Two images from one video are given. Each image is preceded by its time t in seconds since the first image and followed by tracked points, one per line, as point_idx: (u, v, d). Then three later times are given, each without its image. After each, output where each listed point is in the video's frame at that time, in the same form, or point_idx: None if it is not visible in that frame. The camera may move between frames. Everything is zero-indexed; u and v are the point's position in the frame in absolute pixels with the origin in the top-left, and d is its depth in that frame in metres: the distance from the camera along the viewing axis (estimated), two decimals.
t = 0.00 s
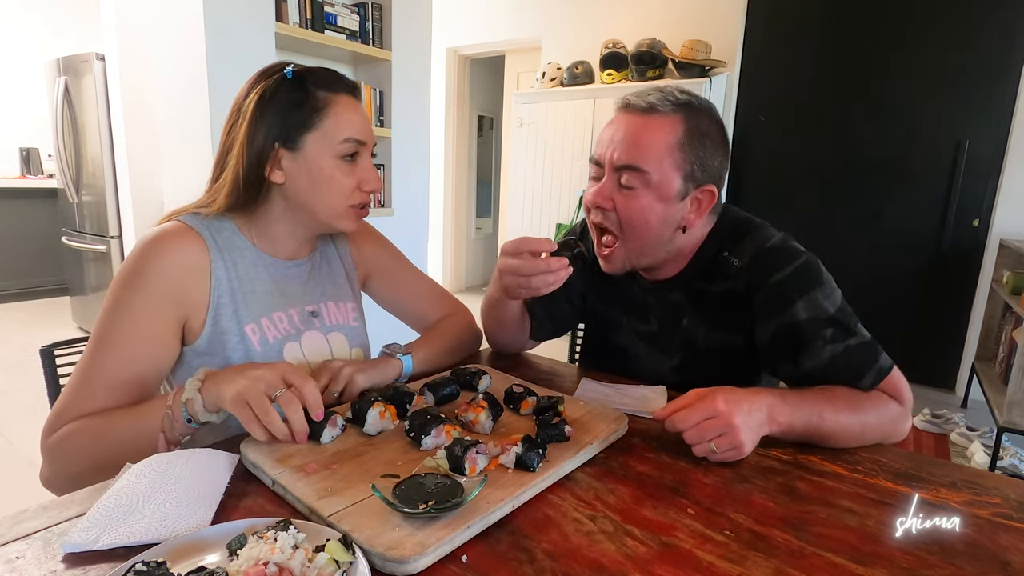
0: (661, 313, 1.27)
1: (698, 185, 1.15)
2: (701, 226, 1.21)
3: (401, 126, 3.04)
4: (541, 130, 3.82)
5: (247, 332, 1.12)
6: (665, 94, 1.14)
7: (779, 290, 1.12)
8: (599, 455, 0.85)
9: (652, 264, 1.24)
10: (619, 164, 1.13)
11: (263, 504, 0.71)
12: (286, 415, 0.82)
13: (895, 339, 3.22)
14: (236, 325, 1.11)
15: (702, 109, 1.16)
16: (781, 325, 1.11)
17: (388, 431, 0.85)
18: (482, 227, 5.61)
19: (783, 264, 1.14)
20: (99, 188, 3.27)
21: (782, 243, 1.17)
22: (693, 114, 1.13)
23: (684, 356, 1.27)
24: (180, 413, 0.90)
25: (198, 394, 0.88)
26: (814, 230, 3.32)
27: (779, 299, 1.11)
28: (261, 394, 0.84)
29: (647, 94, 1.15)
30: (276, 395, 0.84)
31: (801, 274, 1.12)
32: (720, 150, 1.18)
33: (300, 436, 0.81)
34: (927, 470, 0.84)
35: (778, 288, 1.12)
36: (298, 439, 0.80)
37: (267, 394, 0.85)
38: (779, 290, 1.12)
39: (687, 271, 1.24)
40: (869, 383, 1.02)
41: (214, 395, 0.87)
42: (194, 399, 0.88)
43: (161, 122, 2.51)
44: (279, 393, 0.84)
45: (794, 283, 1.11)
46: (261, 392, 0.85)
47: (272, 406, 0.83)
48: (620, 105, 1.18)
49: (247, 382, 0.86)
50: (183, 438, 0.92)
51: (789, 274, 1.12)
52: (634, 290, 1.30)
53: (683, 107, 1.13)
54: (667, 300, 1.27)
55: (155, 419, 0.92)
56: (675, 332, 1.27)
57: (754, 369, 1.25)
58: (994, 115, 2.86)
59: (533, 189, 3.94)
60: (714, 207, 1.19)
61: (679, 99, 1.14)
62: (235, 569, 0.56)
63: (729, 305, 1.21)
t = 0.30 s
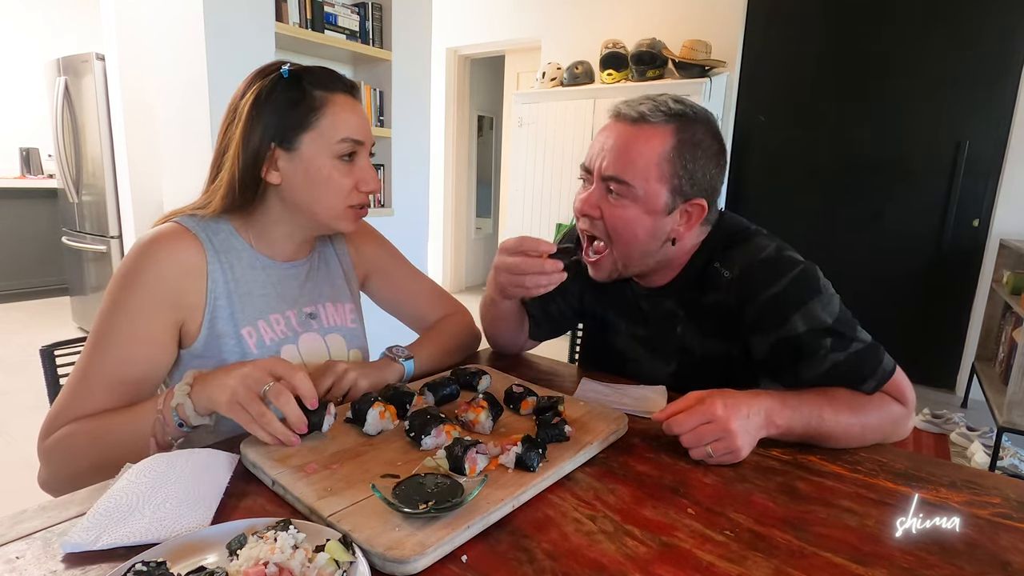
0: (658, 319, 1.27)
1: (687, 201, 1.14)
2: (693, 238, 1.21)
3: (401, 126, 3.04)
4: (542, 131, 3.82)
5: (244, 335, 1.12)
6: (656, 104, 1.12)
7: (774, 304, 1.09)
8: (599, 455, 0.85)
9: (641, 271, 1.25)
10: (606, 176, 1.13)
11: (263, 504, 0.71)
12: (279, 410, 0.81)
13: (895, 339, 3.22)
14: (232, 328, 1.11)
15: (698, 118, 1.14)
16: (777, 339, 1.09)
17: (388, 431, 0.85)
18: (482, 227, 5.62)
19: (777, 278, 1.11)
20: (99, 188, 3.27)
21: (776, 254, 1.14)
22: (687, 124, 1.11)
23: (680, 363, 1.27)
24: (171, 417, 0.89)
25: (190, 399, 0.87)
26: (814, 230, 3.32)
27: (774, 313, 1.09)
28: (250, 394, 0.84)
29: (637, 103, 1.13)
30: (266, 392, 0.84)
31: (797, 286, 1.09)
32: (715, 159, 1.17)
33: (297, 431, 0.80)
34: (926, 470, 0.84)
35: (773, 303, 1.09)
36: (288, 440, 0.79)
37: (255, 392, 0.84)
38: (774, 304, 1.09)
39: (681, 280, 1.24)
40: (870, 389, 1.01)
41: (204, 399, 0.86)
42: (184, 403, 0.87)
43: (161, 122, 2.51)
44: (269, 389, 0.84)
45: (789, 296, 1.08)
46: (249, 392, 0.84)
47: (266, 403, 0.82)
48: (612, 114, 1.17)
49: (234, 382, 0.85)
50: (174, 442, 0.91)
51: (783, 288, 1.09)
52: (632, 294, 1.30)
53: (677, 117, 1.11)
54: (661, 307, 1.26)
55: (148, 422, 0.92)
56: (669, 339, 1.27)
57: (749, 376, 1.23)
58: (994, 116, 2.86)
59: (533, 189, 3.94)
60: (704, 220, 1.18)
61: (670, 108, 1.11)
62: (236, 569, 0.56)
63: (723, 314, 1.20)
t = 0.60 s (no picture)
0: (659, 321, 1.27)
1: (692, 204, 1.14)
2: (699, 239, 1.20)
3: (401, 126, 3.04)
4: (542, 131, 3.82)
5: (241, 338, 1.12)
6: (646, 115, 1.11)
7: (775, 307, 1.09)
8: (598, 455, 0.85)
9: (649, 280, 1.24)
10: (604, 195, 1.11)
11: (263, 504, 0.71)
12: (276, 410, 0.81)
13: (895, 338, 3.22)
14: (229, 331, 1.11)
15: (689, 122, 1.13)
16: (779, 342, 1.09)
17: (388, 431, 0.85)
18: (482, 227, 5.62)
19: (778, 280, 1.11)
20: (99, 188, 3.27)
21: (777, 256, 1.14)
22: (679, 130, 1.10)
23: (680, 366, 1.27)
24: (164, 423, 0.89)
25: (182, 405, 0.87)
26: (814, 229, 3.32)
27: (776, 316, 1.09)
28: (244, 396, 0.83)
29: (626, 117, 1.11)
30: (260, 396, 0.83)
31: (798, 289, 1.09)
32: (711, 160, 1.17)
33: (297, 430, 0.80)
34: (926, 470, 0.84)
35: (774, 306, 1.09)
36: (283, 444, 0.78)
37: (250, 397, 0.84)
38: (775, 308, 1.09)
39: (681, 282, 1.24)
40: (873, 390, 1.01)
41: (197, 405, 0.86)
42: (177, 409, 0.87)
43: (162, 123, 2.51)
44: (264, 391, 0.83)
45: (790, 299, 1.08)
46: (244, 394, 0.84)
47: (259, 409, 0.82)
48: (602, 130, 1.15)
49: (227, 389, 0.85)
50: (168, 447, 0.91)
51: (784, 291, 1.09)
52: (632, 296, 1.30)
53: (669, 124, 1.10)
54: (663, 310, 1.26)
55: (141, 429, 0.92)
56: (670, 341, 1.27)
57: (750, 378, 1.23)
58: (994, 115, 2.85)
59: (533, 189, 3.93)
60: (710, 221, 1.18)
61: (660, 117, 1.10)
62: (236, 569, 0.56)
63: (724, 316, 1.20)
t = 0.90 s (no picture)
0: (659, 322, 1.28)
1: (696, 212, 1.15)
2: (701, 244, 1.21)
3: (401, 126, 3.04)
4: (542, 131, 3.82)
5: (241, 338, 1.12)
6: (652, 120, 1.10)
7: (775, 308, 1.10)
8: (599, 455, 0.85)
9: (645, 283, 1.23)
10: (608, 199, 1.11)
11: (263, 504, 0.71)
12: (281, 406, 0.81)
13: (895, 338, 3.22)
14: (228, 330, 1.11)
15: (697, 129, 1.13)
16: (779, 343, 1.09)
17: (388, 431, 0.85)
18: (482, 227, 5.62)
19: (778, 281, 1.11)
20: (99, 188, 3.27)
21: (776, 258, 1.14)
22: (685, 137, 1.10)
23: (681, 366, 1.27)
24: (164, 422, 0.88)
25: (182, 404, 0.87)
26: (814, 229, 3.32)
27: (775, 316, 1.10)
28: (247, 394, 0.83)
29: (634, 121, 1.11)
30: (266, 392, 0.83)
31: (798, 289, 1.09)
32: (716, 168, 1.17)
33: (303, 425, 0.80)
34: (926, 470, 0.84)
35: (774, 305, 1.09)
36: (287, 442, 0.78)
37: (255, 394, 0.84)
38: (775, 308, 1.10)
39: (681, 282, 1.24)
40: (873, 390, 1.01)
41: (198, 403, 0.86)
42: (178, 408, 0.87)
43: (162, 124, 2.51)
44: (269, 387, 0.83)
45: (790, 299, 1.08)
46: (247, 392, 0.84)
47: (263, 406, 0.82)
48: (608, 132, 1.14)
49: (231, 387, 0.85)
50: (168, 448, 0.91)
51: (784, 291, 1.09)
52: (633, 297, 1.30)
53: (676, 131, 1.10)
54: (663, 311, 1.27)
55: (142, 430, 0.91)
56: (670, 342, 1.27)
57: (751, 379, 1.22)
58: (995, 115, 2.85)
59: (533, 188, 3.93)
60: (712, 229, 1.19)
61: (669, 123, 1.10)
62: (236, 569, 0.56)
63: (723, 317, 1.20)
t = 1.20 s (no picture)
0: (658, 324, 1.27)
1: (691, 217, 1.15)
2: (695, 249, 1.20)
3: (401, 126, 3.04)
4: (542, 131, 3.82)
5: (240, 335, 1.12)
6: (652, 124, 1.11)
7: (775, 312, 1.09)
8: (599, 455, 0.85)
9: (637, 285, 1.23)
10: (605, 200, 1.10)
11: (263, 504, 0.71)
12: (277, 406, 0.81)
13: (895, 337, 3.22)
14: (228, 328, 1.11)
15: (695, 135, 1.13)
16: (778, 348, 1.09)
17: (388, 431, 0.85)
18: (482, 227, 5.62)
19: (777, 285, 1.11)
20: (99, 188, 3.27)
21: (775, 262, 1.14)
22: (683, 143, 1.10)
23: (680, 367, 1.27)
24: (161, 418, 0.89)
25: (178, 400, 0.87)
26: (814, 229, 3.32)
27: (774, 321, 1.09)
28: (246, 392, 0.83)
29: (635, 124, 1.11)
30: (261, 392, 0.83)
31: (798, 294, 1.09)
32: (713, 174, 1.16)
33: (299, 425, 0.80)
34: (927, 470, 0.84)
35: (774, 309, 1.09)
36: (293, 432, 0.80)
37: (251, 391, 0.84)
38: (774, 313, 1.09)
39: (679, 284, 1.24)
40: (874, 392, 1.01)
41: (197, 400, 0.86)
42: (174, 405, 0.87)
43: (162, 124, 2.51)
44: (264, 386, 0.83)
45: (790, 304, 1.08)
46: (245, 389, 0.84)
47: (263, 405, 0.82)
48: (609, 133, 1.14)
49: (228, 384, 0.84)
50: (164, 444, 0.91)
51: (784, 296, 1.09)
52: (632, 299, 1.30)
53: (675, 136, 1.10)
54: (661, 314, 1.27)
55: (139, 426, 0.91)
56: (669, 344, 1.27)
57: (749, 382, 1.22)
58: (995, 115, 2.85)
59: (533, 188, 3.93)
60: (706, 234, 1.18)
61: (667, 128, 1.10)
62: (236, 569, 0.56)
63: (721, 321, 1.20)
